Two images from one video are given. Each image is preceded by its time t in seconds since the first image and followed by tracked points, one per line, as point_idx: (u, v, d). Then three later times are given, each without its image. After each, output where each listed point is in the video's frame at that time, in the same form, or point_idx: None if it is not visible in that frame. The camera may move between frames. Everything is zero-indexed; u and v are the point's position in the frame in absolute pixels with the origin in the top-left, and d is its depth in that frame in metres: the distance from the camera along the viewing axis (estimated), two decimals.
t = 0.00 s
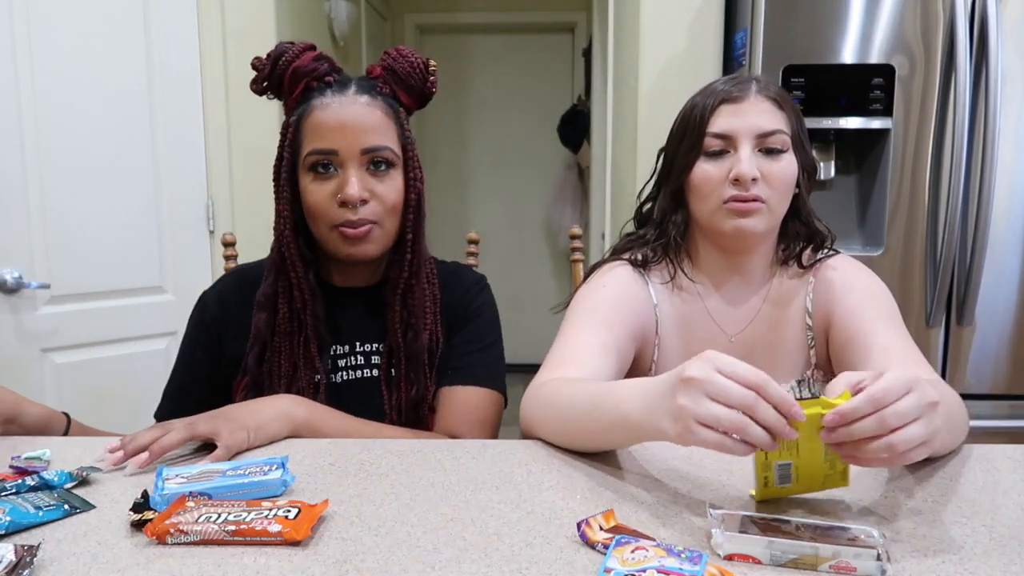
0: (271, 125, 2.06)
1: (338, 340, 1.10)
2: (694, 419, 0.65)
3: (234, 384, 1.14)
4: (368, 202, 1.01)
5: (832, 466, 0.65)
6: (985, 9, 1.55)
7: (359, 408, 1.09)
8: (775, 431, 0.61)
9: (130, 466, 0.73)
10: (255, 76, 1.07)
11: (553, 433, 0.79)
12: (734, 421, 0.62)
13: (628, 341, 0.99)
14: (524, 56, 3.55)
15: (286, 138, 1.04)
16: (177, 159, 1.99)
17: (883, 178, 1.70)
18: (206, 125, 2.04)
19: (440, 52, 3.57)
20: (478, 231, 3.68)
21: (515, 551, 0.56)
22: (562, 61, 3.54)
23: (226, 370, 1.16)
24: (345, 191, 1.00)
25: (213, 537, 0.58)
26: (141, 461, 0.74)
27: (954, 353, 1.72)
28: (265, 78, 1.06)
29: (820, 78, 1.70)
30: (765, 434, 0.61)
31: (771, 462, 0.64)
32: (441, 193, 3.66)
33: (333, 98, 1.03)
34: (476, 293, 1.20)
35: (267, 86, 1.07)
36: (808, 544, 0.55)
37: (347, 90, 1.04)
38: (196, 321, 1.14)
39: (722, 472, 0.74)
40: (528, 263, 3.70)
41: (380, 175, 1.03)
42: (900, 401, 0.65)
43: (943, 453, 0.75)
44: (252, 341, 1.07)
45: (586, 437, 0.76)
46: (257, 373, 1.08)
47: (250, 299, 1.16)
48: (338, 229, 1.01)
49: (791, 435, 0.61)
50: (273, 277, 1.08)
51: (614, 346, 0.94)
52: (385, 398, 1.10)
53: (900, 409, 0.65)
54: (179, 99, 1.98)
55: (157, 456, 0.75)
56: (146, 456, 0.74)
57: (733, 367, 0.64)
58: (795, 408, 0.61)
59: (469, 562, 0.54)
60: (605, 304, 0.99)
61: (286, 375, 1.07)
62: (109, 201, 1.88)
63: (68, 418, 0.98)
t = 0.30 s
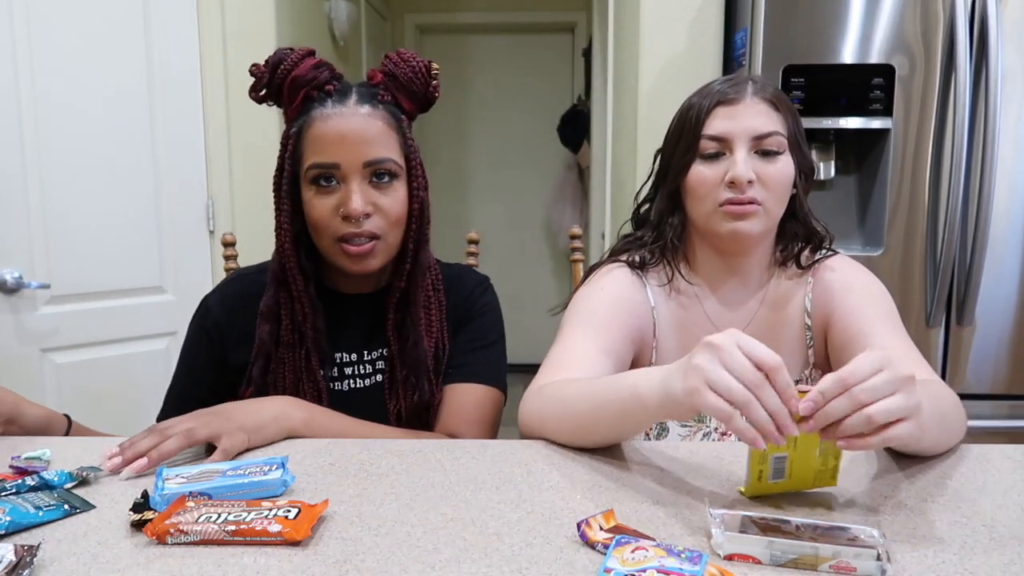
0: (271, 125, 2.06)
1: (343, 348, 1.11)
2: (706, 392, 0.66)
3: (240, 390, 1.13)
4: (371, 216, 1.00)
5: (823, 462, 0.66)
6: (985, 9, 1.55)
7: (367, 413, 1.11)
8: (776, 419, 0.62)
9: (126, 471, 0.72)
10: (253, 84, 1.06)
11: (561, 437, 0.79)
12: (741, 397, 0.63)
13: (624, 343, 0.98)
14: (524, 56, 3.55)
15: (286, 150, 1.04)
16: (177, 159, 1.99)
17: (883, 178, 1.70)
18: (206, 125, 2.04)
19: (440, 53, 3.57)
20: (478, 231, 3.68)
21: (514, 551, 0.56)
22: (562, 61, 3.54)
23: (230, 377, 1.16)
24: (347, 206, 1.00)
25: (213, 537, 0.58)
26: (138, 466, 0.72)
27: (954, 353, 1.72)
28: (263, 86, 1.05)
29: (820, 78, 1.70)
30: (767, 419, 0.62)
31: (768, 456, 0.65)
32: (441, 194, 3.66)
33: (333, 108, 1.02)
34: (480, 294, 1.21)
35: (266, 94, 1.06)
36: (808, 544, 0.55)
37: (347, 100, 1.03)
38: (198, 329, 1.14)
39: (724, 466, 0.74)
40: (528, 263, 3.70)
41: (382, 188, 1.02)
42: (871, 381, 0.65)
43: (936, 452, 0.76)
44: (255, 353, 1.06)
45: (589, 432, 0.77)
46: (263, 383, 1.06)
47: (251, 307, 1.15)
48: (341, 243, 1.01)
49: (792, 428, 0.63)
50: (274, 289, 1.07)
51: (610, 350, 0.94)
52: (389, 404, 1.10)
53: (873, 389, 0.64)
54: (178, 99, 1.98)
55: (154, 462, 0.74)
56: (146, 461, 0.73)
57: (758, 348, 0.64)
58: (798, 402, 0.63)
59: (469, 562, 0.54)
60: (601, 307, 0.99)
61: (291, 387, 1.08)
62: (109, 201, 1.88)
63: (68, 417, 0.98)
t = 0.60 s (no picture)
0: (272, 125, 2.06)
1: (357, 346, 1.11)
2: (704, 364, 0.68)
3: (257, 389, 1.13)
4: (390, 221, 1.01)
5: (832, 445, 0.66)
6: (985, 9, 1.54)
7: (380, 410, 1.10)
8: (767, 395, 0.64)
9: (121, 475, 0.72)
10: (270, 88, 1.04)
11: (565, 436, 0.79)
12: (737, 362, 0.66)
13: (624, 345, 0.99)
14: (525, 56, 3.55)
15: (305, 155, 1.04)
16: (177, 159, 1.99)
17: (883, 178, 1.70)
18: (206, 125, 2.04)
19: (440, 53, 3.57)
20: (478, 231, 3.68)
21: (514, 551, 0.56)
22: (562, 61, 3.54)
23: (248, 372, 1.16)
24: (367, 211, 1.00)
25: (213, 537, 0.58)
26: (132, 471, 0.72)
27: (954, 353, 1.72)
28: (281, 90, 1.04)
29: (820, 78, 1.70)
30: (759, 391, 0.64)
31: (774, 436, 0.67)
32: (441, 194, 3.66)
33: (351, 114, 1.02)
34: (495, 295, 1.20)
35: (284, 99, 1.05)
36: (808, 543, 0.55)
37: (364, 106, 1.03)
38: (218, 323, 1.14)
39: (722, 465, 0.74)
40: (528, 262, 3.71)
41: (402, 193, 1.02)
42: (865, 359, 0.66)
43: (933, 446, 0.77)
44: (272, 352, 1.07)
45: (595, 428, 0.77)
46: (281, 381, 1.07)
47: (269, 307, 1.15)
48: (362, 247, 1.02)
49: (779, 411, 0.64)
50: (290, 291, 1.07)
51: (608, 352, 0.94)
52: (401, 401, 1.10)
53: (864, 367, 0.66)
54: (178, 99, 1.98)
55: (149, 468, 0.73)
56: (140, 466, 0.72)
57: (763, 331, 0.67)
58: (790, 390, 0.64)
59: (469, 562, 0.54)
60: (600, 307, 0.99)
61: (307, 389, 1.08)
62: (109, 201, 1.88)
63: (68, 417, 0.98)
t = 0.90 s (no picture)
0: (272, 125, 2.06)
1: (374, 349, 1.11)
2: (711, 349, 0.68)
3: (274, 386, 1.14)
4: (407, 227, 1.00)
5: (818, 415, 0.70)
6: (985, 9, 1.54)
7: (385, 416, 1.10)
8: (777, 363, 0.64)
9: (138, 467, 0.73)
10: (299, 91, 1.06)
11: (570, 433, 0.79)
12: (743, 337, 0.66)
13: (627, 343, 0.99)
14: (525, 56, 3.55)
15: (330, 158, 1.04)
16: (177, 159, 1.99)
17: (883, 178, 1.70)
18: (206, 125, 2.04)
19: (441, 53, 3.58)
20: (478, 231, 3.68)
21: (514, 551, 0.56)
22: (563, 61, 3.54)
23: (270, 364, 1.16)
24: (385, 216, 1.00)
25: (213, 537, 0.58)
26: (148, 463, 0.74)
27: (954, 353, 1.72)
28: (309, 95, 1.06)
29: (820, 78, 1.70)
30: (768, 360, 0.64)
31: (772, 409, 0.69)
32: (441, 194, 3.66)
33: (375, 120, 1.02)
34: (515, 313, 1.18)
35: (311, 103, 1.07)
36: (808, 543, 0.55)
37: (388, 112, 1.03)
38: (245, 310, 1.15)
39: (723, 466, 0.74)
40: (529, 262, 3.70)
41: (420, 199, 1.02)
42: (889, 374, 0.68)
43: (929, 446, 0.77)
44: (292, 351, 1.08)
45: (604, 430, 0.77)
46: (296, 380, 1.08)
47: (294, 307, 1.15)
48: (378, 252, 1.01)
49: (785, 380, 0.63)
50: (314, 292, 1.08)
51: (611, 349, 0.94)
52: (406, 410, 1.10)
53: (882, 382, 0.68)
54: (179, 99, 1.98)
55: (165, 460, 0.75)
56: (155, 459, 0.74)
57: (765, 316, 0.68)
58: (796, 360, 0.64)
59: (469, 562, 0.54)
60: (606, 305, 0.99)
61: (322, 389, 1.08)
62: (109, 202, 1.88)
63: (69, 417, 0.98)
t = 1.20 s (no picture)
0: (272, 125, 2.06)
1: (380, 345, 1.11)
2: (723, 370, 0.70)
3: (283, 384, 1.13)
4: (409, 223, 1.00)
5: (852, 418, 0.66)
6: (985, 9, 1.54)
7: (393, 412, 1.10)
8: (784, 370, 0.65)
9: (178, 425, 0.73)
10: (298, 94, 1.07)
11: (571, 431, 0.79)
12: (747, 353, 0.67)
13: (629, 343, 0.99)
14: (525, 56, 3.55)
15: (330, 159, 1.05)
16: (178, 159, 1.99)
17: (883, 178, 1.70)
18: (206, 125, 2.04)
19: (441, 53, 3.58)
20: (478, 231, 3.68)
21: (514, 551, 0.56)
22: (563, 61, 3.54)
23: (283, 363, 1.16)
24: (387, 212, 1.00)
25: (213, 537, 0.58)
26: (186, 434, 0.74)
27: (954, 353, 1.72)
28: (308, 97, 1.06)
29: (820, 78, 1.70)
30: (774, 372, 0.65)
31: (804, 421, 0.64)
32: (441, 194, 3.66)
33: (375, 119, 1.02)
34: (520, 307, 1.18)
35: (309, 104, 1.07)
36: (808, 544, 0.55)
37: (387, 111, 1.03)
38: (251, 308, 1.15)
39: (724, 466, 0.74)
40: (529, 262, 3.70)
41: (421, 196, 1.02)
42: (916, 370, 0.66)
43: (936, 451, 0.76)
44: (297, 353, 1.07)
45: (603, 429, 0.77)
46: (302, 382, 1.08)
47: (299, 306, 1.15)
48: (380, 249, 1.01)
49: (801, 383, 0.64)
50: (317, 292, 1.07)
51: (613, 350, 0.94)
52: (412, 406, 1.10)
53: (913, 379, 0.66)
54: (179, 99, 1.98)
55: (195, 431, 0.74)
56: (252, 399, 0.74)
57: (767, 322, 0.70)
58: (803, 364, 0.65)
59: (470, 562, 0.54)
60: (607, 303, 0.99)
61: (328, 388, 1.08)
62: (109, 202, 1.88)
63: (70, 415, 0.97)
